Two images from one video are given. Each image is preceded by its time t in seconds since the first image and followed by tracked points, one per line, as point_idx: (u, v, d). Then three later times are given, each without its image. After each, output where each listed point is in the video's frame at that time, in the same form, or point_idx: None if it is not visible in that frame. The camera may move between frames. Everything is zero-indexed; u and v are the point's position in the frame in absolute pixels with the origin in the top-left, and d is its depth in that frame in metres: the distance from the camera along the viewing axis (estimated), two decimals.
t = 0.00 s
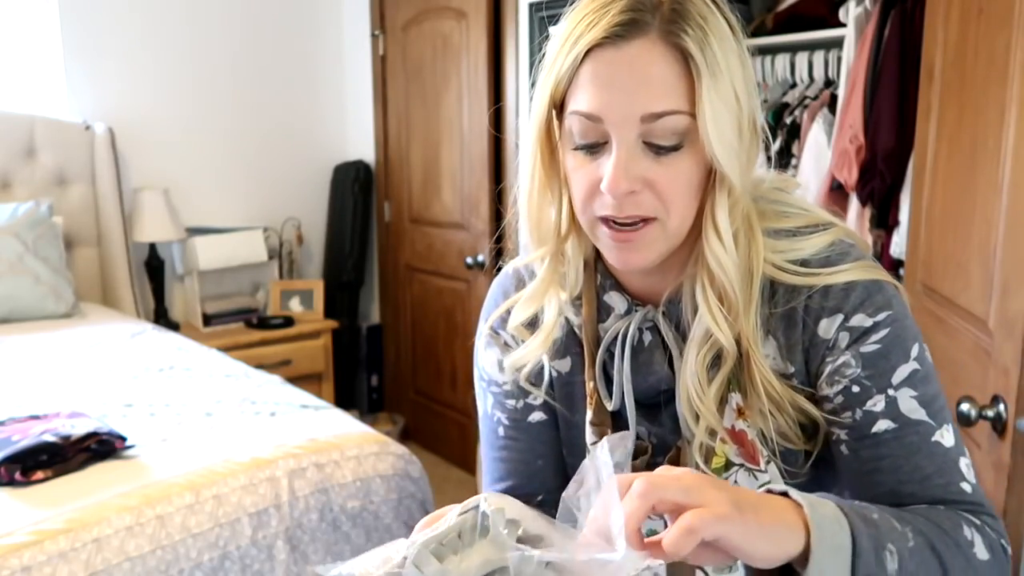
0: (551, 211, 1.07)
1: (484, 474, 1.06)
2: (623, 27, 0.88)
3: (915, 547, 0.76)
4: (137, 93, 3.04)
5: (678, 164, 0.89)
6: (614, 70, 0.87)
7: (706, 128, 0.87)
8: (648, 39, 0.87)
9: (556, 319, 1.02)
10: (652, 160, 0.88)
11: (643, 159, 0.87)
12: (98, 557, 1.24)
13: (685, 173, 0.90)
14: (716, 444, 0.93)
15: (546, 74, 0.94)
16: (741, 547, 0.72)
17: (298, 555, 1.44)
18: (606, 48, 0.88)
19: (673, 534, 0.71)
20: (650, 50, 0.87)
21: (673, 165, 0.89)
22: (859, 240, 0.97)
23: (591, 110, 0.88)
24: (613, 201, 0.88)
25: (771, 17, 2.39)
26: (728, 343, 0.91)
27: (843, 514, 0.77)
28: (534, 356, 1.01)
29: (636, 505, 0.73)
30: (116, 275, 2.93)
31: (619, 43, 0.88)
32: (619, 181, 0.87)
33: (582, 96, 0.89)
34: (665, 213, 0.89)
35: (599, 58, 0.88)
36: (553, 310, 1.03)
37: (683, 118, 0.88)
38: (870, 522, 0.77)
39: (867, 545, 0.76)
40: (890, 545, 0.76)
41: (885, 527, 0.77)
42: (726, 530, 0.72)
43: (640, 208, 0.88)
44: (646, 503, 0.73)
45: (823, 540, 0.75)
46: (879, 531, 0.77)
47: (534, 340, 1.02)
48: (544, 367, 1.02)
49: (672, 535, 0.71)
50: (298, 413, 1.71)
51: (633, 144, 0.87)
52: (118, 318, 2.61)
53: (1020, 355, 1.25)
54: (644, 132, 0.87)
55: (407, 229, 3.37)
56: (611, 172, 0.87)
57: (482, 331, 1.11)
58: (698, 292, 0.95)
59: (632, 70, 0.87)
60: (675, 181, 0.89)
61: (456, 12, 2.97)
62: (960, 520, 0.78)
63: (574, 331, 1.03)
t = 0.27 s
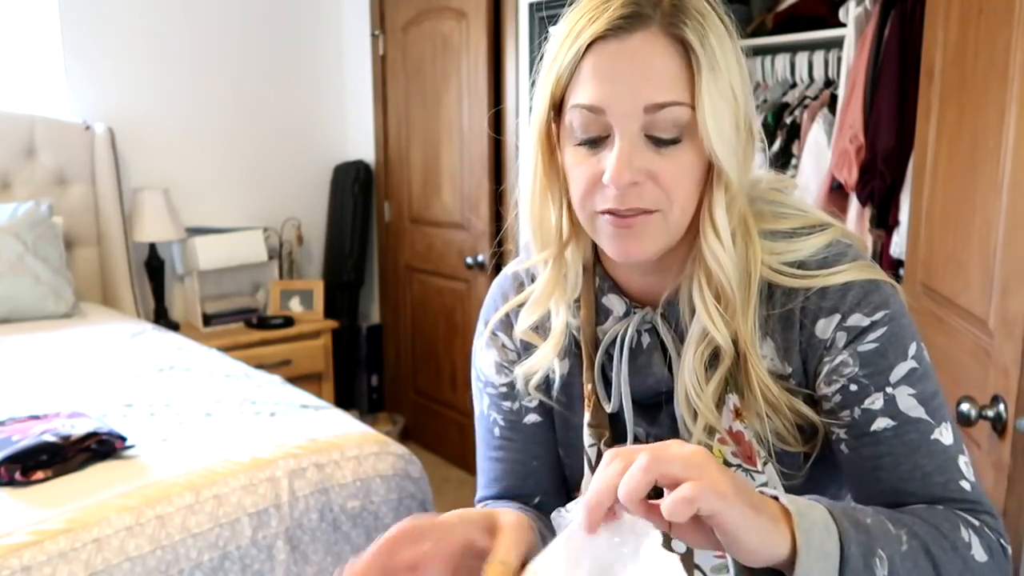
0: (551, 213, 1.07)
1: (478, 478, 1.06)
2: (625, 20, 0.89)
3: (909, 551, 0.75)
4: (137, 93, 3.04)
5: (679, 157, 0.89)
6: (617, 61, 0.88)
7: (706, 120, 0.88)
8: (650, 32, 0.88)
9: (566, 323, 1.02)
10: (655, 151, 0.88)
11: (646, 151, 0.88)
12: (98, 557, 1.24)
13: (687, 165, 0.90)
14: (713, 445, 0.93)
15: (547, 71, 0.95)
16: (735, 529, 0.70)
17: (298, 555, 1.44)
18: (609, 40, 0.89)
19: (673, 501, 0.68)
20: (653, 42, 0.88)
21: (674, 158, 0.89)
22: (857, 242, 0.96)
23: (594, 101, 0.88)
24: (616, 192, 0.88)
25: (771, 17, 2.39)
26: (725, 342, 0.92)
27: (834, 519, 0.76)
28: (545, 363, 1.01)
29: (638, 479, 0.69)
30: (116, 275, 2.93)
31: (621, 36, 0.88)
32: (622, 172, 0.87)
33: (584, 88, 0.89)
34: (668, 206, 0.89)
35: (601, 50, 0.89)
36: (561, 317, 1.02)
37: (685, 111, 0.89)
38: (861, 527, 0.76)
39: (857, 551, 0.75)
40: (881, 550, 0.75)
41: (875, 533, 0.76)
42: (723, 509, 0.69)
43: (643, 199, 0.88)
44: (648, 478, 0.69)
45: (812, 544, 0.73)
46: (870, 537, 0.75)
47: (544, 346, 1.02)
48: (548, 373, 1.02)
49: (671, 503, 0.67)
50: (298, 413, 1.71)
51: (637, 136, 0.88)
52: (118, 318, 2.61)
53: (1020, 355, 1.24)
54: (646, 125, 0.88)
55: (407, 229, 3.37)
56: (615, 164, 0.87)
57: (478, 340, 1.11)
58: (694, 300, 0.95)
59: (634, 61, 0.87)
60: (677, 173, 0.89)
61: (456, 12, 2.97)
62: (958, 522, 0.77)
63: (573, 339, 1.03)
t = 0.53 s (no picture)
0: (548, 239, 1.03)
1: (449, 488, 1.11)
2: (640, 16, 0.93)
3: None
4: (137, 93, 3.04)
5: (689, 149, 0.91)
6: (631, 53, 0.91)
7: (717, 112, 0.92)
8: (663, 28, 0.93)
9: (560, 352, 1.00)
10: (668, 140, 0.90)
11: (659, 137, 0.90)
12: (98, 557, 1.24)
13: (699, 156, 0.91)
14: (707, 468, 0.93)
15: (553, 75, 0.96)
16: None
17: (298, 555, 1.44)
18: (623, 33, 0.92)
19: None
20: (666, 37, 0.92)
21: (683, 148, 0.90)
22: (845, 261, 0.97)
23: (608, 86, 0.91)
24: (632, 176, 0.88)
25: (771, 17, 2.40)
26: (731, 355, 0.90)
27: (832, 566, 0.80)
28: (539, 384, 0.99)
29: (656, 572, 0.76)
30: (116, 275, 2.93)
31: (636, 29, 0.92)
32: (640, 153, 0.88)
33: (597, 75, 0.92)
34: (678, 200, 0.90)
35: (614, 44, 0.92)
36: (556, 345, 1.00)
37: (695, 103, 0.92)
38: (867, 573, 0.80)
39: None
40: None
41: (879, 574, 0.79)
42: None
43: (657, 187, 0.89)
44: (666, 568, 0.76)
45: None
46: None
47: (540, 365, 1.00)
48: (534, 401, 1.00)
49: None
50: (298, 413, 1.71)
51: (650, 121, 0.90)
52: (118, 318, 2.61)
53: (1020, 354, 1.24)
54: (660, 110, 0.90)
55: (407, 230, 3.37)
56: (631, 148, 0.88)
57: (467, 357, 1.10)
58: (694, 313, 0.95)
59: (649, 51, 0.91)
60: (689, 162, 0.90)
61: (456, 12, 2.97)
62: (963, 550, 0.80)
63: (563, 367, 1.01)
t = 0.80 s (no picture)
0: (530, 278, 1.02)
1: (415, 499, 1.13)
2: (620, 60, 0.92)
3: None
4: (137, 93, 3.04)
5: (669, 200, 0.90)
6: (610, 101, 0.90)
7: (697, 159, 0.91)
8: (644, 73, 0.91)
9: (548, 403, 0.99)
10: (648, 191, 0.89)
11: (639, 189, 0.89)
12: (98, 557, 1.24)
13: (678, 206, 0.90)
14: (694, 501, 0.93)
15: (532, 115, 0.95)
16: None
17: (298, 555, 1.44)
18: (603, 79, 0.91)
19: None
20: (647, 82, 0.90)
21: (662, 197, 0.89)
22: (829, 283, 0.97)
23: (585, 135, 0.89)
24: (610, 230, 0.87)
25: (771, 18, 2.40)
26: (707, 406, 0.91)
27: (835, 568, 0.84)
28: (528, 437, 0.99)
29: None
30: (116, 275, 2.93)
31: (615, 74, 0.91)
32: (618, 210, 0.86)
33: (577, 123, 0.90)
34: (657, 251, 0.89)
35: (593, 90, 0.91)
36: (546, 396, 0.99)
37: (676, 151, 0.90)
38: None
39: None
40: None
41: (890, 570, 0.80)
42: None
43: (635, 240, 0.88)
44: None
45: None
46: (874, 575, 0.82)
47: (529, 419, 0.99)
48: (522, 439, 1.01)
49: None
50: (298, 413, 1.71)
51: (630, 170, 0.89)
52: (118, 318, 2.61)
53: (1020, 355, 1.24)
54: (641, 160, 0.89)
55: (407, 230, 3.37)
56: (609, 203, 0.87)
57: (444, 392, 1.10)
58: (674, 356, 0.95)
59: (629, 98, 0.89)
60: (667, 212, 0.89)
61: (456, 12, 2.97)
62: (979, 556, 0.82)
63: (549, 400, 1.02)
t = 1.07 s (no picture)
0: (513, 279, 1.03)
1: (400, 490, 1.14)
2: (612, 65, 0.92)
3: None
4: (137, 93, 3.04)
5: (659, 206, 0.90)
6: (599, 107, 0.90)
7: (687, 165, 0.91)
8: (634, 79, 0.91)
9: (516, 405, 1.01)
10: (635, 199, 0.89)
11: (626, 197, 0.89)
12: (98, 557, 1.24)
13: (666, 214, 0.91)
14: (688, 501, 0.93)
15: (521, 117, 0.95)
16: None
17: (298, 555, 1.45)
18: (593, 84, 0.91)
19: None
20: (636, 88, 0.90)
21: (650, 205, 0.89)
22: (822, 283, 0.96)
23: (574, 141, 0.89)
24: (596, 238, 0.88)
25: (771, 18, 2.40)
26: (692, 413, 0.91)
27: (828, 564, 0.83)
28: (495, 437, 1.00)
29: None
30: (117, 275, 2.93)
31: (606, 80, 0.91)
32: (605, 218, 0.87)
33: (565, 129, 0.91)
34: (642, 260, 0.89)
35: (583, 95, 0.91)
36: (517, 395, 1.01)
37: (665, 159, 0.91)
38: None
39: None
40: None
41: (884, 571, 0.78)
42: None
43: (620, 248, 0.88)
44: None
45: None
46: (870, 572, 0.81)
47: (496, 421, 1.01)
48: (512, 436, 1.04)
49: None
50: (298, 413, 1.71)
51: (617, 179, 0.89)
52: (118, 318, 2.61)
53: (1020, 355, 1.24)
54: (629, 168, 0.89)
55: (407, 230, 3.37)
56: (596, 210, 0.87)
57: (434, 392, 1.11)
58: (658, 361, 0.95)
59: (619, 105, 0.90)
60: (654, 220, 0.89)
61: (456, 12, 2.97)
62: (984, 548, 0.80)
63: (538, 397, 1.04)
